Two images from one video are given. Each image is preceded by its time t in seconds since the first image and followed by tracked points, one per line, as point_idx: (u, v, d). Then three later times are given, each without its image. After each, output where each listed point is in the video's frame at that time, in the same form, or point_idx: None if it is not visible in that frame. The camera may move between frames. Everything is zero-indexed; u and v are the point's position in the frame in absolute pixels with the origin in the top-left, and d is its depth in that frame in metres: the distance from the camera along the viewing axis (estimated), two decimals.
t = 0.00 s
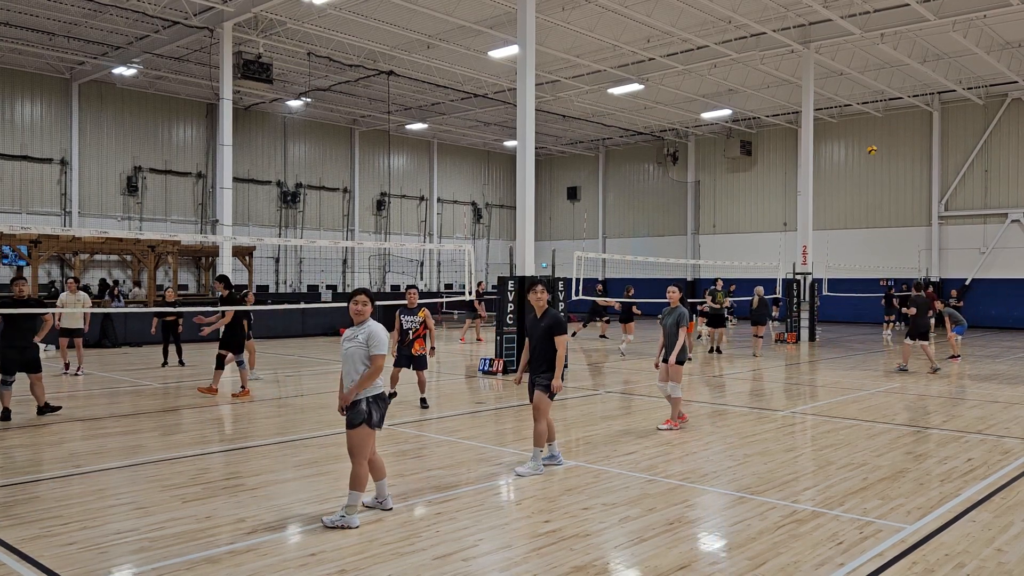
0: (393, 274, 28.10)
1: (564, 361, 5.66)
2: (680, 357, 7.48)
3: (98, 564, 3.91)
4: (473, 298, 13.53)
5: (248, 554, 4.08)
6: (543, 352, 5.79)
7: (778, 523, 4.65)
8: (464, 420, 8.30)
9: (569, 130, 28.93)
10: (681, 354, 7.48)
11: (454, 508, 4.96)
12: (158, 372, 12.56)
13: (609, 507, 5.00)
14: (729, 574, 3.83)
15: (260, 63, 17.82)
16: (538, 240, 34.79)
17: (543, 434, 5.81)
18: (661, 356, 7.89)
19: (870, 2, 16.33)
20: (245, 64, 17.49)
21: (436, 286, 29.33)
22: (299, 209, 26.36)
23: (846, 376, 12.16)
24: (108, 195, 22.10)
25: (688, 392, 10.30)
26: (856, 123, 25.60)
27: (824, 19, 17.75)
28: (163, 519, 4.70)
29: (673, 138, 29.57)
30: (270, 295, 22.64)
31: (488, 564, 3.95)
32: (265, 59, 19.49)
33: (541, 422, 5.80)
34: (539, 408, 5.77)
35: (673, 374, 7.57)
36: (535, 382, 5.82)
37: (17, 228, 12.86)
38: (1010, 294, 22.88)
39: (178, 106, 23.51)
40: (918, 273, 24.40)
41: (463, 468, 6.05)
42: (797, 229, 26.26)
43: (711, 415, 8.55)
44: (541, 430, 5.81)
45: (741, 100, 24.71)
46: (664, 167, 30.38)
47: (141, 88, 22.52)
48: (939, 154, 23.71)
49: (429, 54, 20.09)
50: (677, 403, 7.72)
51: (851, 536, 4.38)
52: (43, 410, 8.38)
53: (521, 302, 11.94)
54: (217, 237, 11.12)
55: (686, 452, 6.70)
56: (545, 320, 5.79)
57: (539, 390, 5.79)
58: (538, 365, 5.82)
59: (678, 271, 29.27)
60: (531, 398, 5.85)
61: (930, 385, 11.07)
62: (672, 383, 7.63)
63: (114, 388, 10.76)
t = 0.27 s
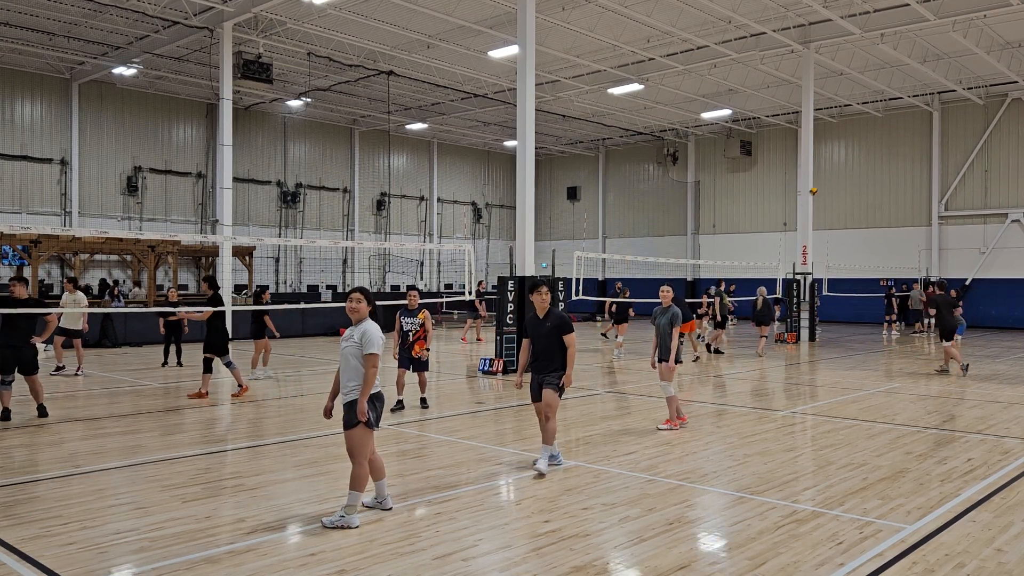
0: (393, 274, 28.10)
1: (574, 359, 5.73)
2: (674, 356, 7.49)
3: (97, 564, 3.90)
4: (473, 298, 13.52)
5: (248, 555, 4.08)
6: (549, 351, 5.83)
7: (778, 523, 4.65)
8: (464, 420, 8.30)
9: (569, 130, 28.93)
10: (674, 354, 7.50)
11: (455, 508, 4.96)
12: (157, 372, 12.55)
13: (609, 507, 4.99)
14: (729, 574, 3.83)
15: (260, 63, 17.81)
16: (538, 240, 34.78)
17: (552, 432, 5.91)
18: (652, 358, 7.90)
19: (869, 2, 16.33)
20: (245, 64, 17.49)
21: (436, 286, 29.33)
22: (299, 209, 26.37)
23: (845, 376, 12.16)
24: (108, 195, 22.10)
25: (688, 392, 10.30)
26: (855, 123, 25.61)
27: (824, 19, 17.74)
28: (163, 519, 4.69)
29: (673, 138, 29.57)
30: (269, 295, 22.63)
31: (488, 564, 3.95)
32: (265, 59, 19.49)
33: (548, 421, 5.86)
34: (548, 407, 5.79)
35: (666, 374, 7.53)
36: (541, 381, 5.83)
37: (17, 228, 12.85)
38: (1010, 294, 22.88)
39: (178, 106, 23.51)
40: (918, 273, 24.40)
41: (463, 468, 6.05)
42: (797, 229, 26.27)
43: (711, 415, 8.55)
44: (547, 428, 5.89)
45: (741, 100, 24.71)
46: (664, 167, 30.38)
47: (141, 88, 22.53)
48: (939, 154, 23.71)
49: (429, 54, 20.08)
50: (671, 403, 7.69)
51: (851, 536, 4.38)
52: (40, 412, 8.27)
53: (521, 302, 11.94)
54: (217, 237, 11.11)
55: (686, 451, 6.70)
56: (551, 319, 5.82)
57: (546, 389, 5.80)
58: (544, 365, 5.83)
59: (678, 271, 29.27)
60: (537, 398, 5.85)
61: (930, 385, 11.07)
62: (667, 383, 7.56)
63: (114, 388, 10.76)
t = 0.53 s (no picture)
0: (393, 274, 28.10)
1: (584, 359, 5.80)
2: (668, 356, 7.46)
3: (97, 565, 3.90)
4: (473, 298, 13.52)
5: (248, 555, 4.08)
6: (558, 352, 5.82)
7: (778, 523, 4.64)
8: (464, 420, 8.30)
9: (569, 130, 28.93)
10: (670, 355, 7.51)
11: (454, 508, 4.96)
12: (158, 372, 12.56)
13: (609, 507, 4.99)
14: (729, 574, 3.83)
15: (260, 63, 17.81)
16: (538, 240, 34.77)
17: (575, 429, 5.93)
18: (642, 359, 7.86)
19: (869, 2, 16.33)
20: (245, 64, 17.49)
21: (436, 286, 29.33)
22: (299, 209, 26.37)
23: (846, 376, 12.16)
24: (108, 195, 22.11)
25: (688, 392, 10.30)
26: (856, 123, 25.61)
27: (823, 19, 17.74)
28: (163, 519, 4.69)
29: (673, 138, 29.58)
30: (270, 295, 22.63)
31: (488, 564, 3.95)
32: (265, 59, 19.49)
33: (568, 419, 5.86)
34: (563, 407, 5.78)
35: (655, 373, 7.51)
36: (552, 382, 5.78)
37: (17, 228, 12.85)
38: (1009, 294, 22.88)
39: (178, 106, 23.51)
40: (918, 273, 24.41)
41: (463, 468, 6.05)
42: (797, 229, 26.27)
43: (711, 415, 8.55)
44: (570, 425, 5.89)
45: (741, 100, 24.72)
46: (664, 167, 30.37)
47: (141, 88, 22.52)
48: (939, 154, 23.71)
49: (429, 54, 20.08)
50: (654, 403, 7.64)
51: (851, 536, 4.38)
52: (39, 412, 8.25)
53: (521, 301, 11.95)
54: (217, 237, 11.11)
55: (686, 451, 6.70)
56: (559, 319, 5.82)
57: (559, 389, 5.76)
58: (555, 365, 5.80)
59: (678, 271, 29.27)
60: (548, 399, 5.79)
61: (930, 385, 11.07)
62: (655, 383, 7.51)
63: (114, 388, 10.76)
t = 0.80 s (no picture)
0: (393, 274, 28.10)
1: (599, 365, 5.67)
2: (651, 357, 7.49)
3: (97, 564, 3.90)
4: (473, 298, 13.52)
5: (248, 555, 4.08)
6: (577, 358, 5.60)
7: (778, 523, 4.65)
8: (464, 420, 8.30)
9: (569, 130, 28.93)
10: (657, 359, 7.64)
11: (454, 508, 4.96)
12: (157, 373, 12.55)
13: (609, 507, 4.99)
14: (728, 574, 3.83)
15: (260, 63, 17.81)
16: (538, 241, 34.77)
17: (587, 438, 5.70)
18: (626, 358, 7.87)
19: (869, 2, 16.33)
20: (245, 64, 17.48)
21: (436, 286, 29.34)
22: (299, 209, 26.37)
23: (846, 376, 12.16)
24: (108, 195, 22.11)
25: (688, 392, 10.31)
26: (855, 123, 25.61)
27: (823, 19, 17.74)
28: (163, 519, 4.69)
29: (673, 138, 29.59)
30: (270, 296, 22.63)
31: (488, 564, 3.95)
32: (265, 59, 19.49)
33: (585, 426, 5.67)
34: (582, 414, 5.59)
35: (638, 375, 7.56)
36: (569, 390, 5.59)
37: (16, 228, 12.84)
38: (1010, 294, 22.88)
39: (178, 106, 23.52)
40: (918, 273, 24.42)
41: (463, 468, 6.05)
42: (797, 229, 26.27)
43: (711, 415, 8.55)
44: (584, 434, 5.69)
45: (741, 100, 24.72)
46: (664, 167, 30.37)
47: (141, 88, 22.52)
48: (939, 153, 23.72)
49: (429, 54, 20.08)
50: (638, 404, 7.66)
51: (851, 536, 4.38)
52: (40, 412, 8.24)
53: (521, 301, 11.99)
54: (217, 237, 11.10)
55: (686, 451, 6.70)
56: (579, 326, 5.57)
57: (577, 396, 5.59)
58: (571, 372, 5.58)
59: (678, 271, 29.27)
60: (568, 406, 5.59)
61: (930, 385, 11.07)
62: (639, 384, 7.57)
63: (114, 388, 10.75)
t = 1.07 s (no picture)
0: (394, 274, 28.10)
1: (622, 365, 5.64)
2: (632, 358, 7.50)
3: (98, 564, 3.91)
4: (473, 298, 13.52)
5: (249, 555, 4.08)
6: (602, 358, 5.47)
7: (778, 523, 4.65)
8: (465, 420, 8.31)
9: (569, 130, 28.93)
10: (632, 356, 7.99)
11: (455, 508, 4.97)
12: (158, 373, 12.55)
13: (609, 507, 5.00)
14: (728, 574, 3.83)
15: (260, 63, 17.81)
16: (538, 241, 34.76)
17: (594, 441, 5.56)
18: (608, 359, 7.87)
19: (869, 2, 16.32)
20: (245, 64, 17.48)
21: (436, 286, 29.35)
22: (299, 209, 26.37)
23: (846, 376, 12.17)
24: (108, 195, 22.11)
25: (688, 392, 10.31)
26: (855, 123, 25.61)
27: (823, 19, 17.73)
28: (163, 519, 4.70)
29: (673, 138, 29.59)
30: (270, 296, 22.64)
31: (488, 564, 3.96)
32: (265, 59, 19.49)
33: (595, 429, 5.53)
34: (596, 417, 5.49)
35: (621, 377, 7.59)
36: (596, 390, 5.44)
37: (17, 228, 12.84)
38: (1010, 295, 22.89)
39: (178, 106, 23.52)
40: (918, 273, 24.42)
41: (464, 468, 6.06)
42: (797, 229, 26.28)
43: (711, 415, 8.55)
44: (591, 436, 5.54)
45: (741, 100, 24.73)
46: (664, 167, 30.38)
47: (141, 88, 22.52)
48: (939, 153, 23.72)
49: (429, 54, 20.08)
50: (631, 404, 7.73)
51: (851, 536, 4.39)
52: (39, 412, 8.25)
53: (521, 301, 12.02)
54: (217, 237, 11.10)
55: (686, 452, 6.70)
56: (604, 323, 5.47)
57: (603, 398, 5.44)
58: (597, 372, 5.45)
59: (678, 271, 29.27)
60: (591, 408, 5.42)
61: (930, 385, 11.08)
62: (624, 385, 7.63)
63: (114, 388, 10.76)
